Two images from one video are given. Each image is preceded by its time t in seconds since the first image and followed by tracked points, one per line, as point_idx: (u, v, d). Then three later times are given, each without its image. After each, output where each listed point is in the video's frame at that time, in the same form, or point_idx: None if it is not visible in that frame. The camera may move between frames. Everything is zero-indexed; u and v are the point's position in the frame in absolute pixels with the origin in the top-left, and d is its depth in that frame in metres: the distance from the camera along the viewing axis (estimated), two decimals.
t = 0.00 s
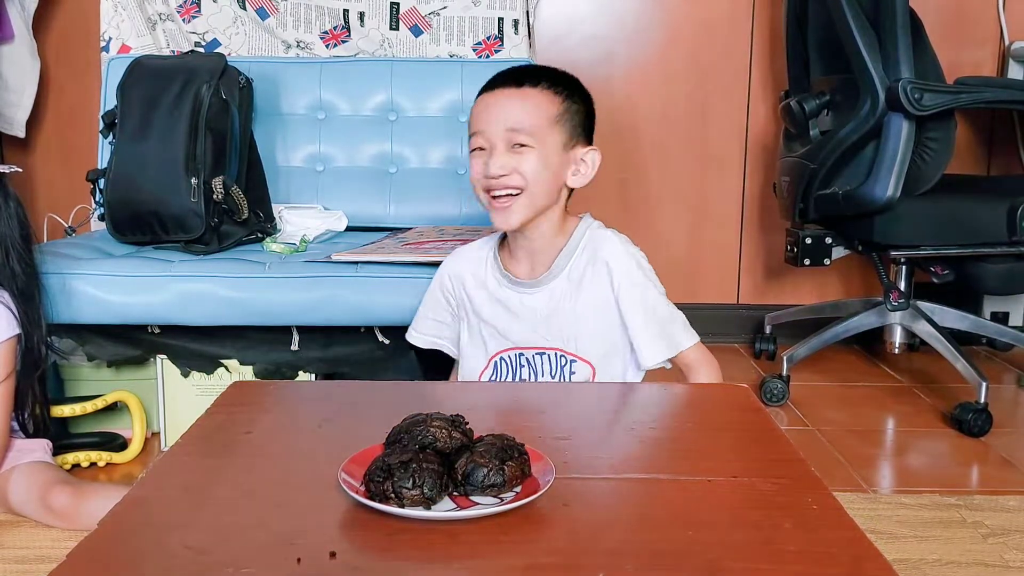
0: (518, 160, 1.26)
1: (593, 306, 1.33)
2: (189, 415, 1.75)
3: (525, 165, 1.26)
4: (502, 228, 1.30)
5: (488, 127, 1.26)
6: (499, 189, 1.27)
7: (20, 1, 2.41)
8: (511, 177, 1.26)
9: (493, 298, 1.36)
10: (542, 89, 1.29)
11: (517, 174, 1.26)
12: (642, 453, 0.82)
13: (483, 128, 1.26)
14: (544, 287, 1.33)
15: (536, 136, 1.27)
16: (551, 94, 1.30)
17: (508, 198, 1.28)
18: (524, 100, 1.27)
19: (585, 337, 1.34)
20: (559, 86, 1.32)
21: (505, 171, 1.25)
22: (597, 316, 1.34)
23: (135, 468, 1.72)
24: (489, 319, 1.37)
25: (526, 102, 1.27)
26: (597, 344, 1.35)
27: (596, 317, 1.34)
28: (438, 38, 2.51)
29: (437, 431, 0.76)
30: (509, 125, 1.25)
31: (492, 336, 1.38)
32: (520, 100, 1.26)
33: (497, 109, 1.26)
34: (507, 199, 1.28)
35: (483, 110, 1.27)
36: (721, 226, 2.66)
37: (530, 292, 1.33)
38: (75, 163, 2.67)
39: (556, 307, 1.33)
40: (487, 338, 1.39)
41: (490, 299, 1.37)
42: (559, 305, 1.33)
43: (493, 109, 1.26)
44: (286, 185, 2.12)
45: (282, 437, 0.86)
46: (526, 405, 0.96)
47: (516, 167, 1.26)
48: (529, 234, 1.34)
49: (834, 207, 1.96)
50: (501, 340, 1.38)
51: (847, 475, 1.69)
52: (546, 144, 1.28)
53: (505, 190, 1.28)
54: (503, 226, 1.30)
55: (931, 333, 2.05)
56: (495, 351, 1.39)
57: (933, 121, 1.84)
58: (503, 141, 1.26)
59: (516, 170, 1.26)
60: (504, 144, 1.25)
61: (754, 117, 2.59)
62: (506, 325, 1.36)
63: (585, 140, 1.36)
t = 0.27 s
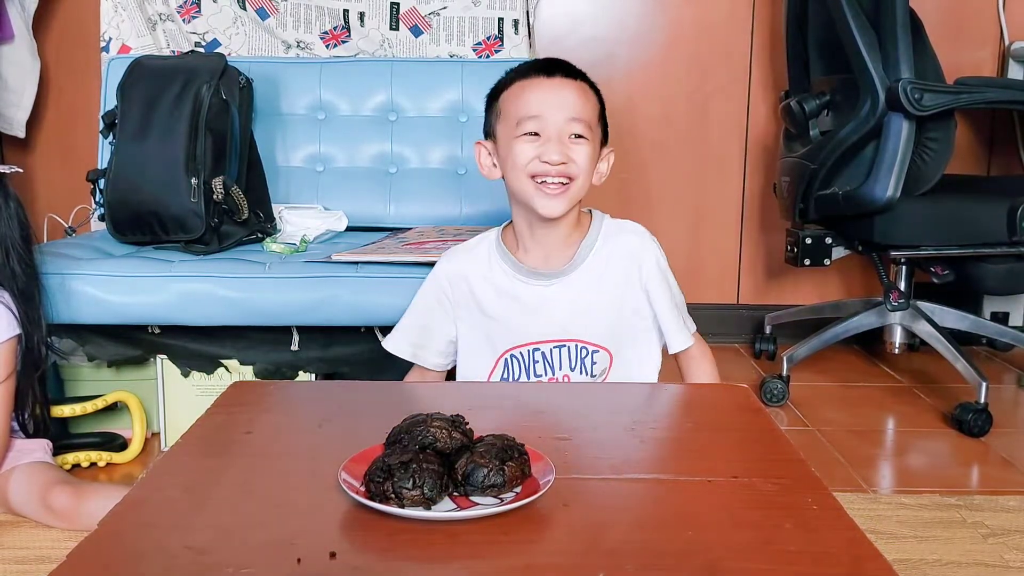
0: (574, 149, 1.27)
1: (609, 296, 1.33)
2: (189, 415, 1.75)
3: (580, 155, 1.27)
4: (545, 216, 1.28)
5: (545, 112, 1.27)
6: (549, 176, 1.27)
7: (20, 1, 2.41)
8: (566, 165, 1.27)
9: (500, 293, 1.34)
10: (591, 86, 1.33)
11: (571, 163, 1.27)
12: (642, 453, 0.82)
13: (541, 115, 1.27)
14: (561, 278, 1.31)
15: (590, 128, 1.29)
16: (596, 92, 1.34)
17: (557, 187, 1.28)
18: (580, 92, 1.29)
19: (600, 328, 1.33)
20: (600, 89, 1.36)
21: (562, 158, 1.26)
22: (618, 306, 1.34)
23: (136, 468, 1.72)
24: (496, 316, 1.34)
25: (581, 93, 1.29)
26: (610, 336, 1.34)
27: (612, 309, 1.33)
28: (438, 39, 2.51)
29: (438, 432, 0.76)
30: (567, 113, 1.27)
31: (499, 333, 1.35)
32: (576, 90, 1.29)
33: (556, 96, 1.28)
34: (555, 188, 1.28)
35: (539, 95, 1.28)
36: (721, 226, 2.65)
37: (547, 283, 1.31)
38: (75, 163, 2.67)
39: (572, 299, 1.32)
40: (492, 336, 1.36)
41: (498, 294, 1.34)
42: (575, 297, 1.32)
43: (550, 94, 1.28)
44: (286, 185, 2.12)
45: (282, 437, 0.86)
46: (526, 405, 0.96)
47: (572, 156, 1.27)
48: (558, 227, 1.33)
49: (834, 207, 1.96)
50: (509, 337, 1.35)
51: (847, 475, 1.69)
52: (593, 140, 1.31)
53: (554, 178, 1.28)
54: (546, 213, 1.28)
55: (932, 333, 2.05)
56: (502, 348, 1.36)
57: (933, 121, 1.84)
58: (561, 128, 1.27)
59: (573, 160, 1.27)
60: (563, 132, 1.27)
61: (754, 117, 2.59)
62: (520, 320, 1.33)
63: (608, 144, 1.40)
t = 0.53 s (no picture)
0: (592, 151, 1.27)
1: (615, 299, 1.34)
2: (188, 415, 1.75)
3: (597, 157, 1.27)
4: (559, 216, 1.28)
5: (565, 112, 1.27)
6: (565, 177, 1.27)
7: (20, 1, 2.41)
8: (583, 167, 1.26)
9: (507, 294, 1.33)
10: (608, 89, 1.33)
11: (588, 165, 1.27)
12: (642, 453, 0.82)
13: (559, 115, 1.27)
14: (571, 278, 1.32)
15: (607, 131, 1.29)
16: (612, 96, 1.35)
17: (573, 187, 1.27)
18: (598, 94, 1.29)
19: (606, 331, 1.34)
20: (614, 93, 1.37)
21: (579, 159, 1.26)
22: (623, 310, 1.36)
23: (136, 468, 1.72)
24: (502, 317, 1.34)
25: (600, 96, 1.29)
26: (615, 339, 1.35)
27: (618, 311, 1.35)
28: (438, 39, 2.51)
29: (437, 431, 0.76)
30: (586, 114, 1.27)
31: (504, 334, 1.34)
32: (596, 93, 1.29)
33: (576, 97, 1.27)
34: (570, 189, 1.28)
35: (560, 95, 1.28)
36: (721, 226, 2.66)
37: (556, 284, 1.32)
38: (75, 163, 2.68)
39: (580, 301, 1.32)
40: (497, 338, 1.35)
41: (505, 294, 1.33)
42: (582, 298, 1.33)
43: (570, 95, 1.28)
44: (286, 185, 2.12)
45: (282, 437, 0.86)
46: (526, 405, 0.96)
47: (590, 158, 1.26)
48: (568, 227, 1.33)
49: (834, 207, 1.96)
50: (514, 339, 1.34)
51: (847, 475, 1.69)
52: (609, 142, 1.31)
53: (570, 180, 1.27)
54: (560, 213, 1.28)
55: (931, 333, 2.05)
56: (507, 349, 1.35)
57: (932, 121, 1.84)
58: (579, 128, 1.27)
59: (590, 162, 1.26)
60: (580, 133, 1.27)
61: (754, 117, 2.60)
62: (526, 321, 1.33)
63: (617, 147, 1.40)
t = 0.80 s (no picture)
0: (605, 159, 1.27)
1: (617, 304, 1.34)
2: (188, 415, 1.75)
3: (610, 165, 1.27)
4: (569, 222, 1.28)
5: (580, 119, 1.27)
6: (577, 184, 1.28)
7: (20, 1, 2.41)
8: (596, 174, 1.27)
9: (510, 296, 1.33)
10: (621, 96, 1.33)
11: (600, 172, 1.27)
12: (642, 453, 0.82)
13: (575, 121, 1.27)
14: (574, 282, 1.32)
15: (620, 139, 1.29)
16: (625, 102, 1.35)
17: (584, 195, 1.28)
18: (613, 101, 1.29)
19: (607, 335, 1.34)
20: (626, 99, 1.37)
21: (593, 167, 1.26)
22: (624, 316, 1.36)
23: (136, 468, 1.72)
24: (505, 320, 1.34)
25: (614, 103, 1.29)
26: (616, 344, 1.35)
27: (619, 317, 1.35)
28: (438, 38, 2.51)
29: (437, 432, 0.76)
30: (601, 121, 1.27)
31: (507, 337, 1.34)
32: (611, 100, 1.29)
33: (591, 104, 1.27)
34: (581, 195, 1.28)
35: (575, 101, 1.28)
36: (721, 226, 2.66)
37: (559, 287, 1.32)
38: (75, 163, 2.68)
39: (583, 304, 1.33)
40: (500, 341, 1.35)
41: (508, 296, 1.33)
42: (585, 301, 1.33)
43: (586, 101, 1.27)
44: (286, 185, 2.12)
45: (282, 437, 0.86)
46: (527, 405, 0.96)
47: (603, 165, 1.27)
48: (575, 231, 1.34)
49: (834, 207, 1.96)
50: (517, 342, 1.34)
51: (847, 475, 1.69)
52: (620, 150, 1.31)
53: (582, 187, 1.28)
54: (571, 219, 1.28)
55: (932, 333, 2.05)
56: (510, 354, 1.35)
57: (933, 121, 1.84)
58: (594, 136, 1.27)
59: (602, 171, 1.27)
60: (595, 140, 1.27)
61: (754, 117, 2.60)
62: (529, 324, 1.33)
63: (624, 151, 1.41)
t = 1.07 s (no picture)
0: (605, 164, 1.27)
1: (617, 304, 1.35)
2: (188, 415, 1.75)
3: (610, 170, 1.27)
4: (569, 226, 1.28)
5: (581, 124, 1.27)
6: (577, 189, 1.27)
7: (20, 1, 2.40)
8: (596, 179, 1.26)
9: (511, 298, 1.33)
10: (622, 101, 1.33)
11: (600, 178, 1.27)
12: (643, 453, 0.82)
13: (574, 126, 1.27)
14: (574, 285, 1.32)
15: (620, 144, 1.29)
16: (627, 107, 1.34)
17: (584, 199, 1.28)
18: (613, 106, 1.29)
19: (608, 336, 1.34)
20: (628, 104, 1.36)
21: (593, 172, 1.26)
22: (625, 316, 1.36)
23: (136, 468, 1.71)
24: (506, 321, 1.34)
25: (615, 108, 1.29)
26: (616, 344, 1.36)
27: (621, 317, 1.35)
28: (438, 38, 2.51)
29: (437, 432, 0.76)
30: (601, 126, 1.27)
31: (508, 338, 1.34)
32: (611, 105, 1.28)
33: (592, 109, 1.27)
34: (580, 200, 1.28)
35: (576, 106, 1.27)
36: (722, 226, 2.65)
37: (560, 289, 1.32)
38: (75, 163, 2.68)
39: (584, 306, 1.33)
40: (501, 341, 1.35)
41: (509, 298, 1.33)
42: (587, 303, 1.33)
43: (586, 106, 1.27)
44: (286, 185, 2.12)
45: (282, 437, 0.86)
46: (527, 405, 0.96)
47: (602, 171, 1.26)
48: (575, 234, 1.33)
49: (834, 207, 1.96)
50: (518, 343, 1.34)
51: (847, 475, 1.69)
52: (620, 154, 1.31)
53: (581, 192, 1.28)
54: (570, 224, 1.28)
55: (931, 333, 2.05)
56: (511, 355, 1.35)
57: (932, 121, 1.84)
58: (593, 141, 1.27)
59: (602, 175, 1.27)
60: (594, 145, 1.27)
61: (754, 117, 2.60)
62: (530, 326, 1.33)
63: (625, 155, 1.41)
